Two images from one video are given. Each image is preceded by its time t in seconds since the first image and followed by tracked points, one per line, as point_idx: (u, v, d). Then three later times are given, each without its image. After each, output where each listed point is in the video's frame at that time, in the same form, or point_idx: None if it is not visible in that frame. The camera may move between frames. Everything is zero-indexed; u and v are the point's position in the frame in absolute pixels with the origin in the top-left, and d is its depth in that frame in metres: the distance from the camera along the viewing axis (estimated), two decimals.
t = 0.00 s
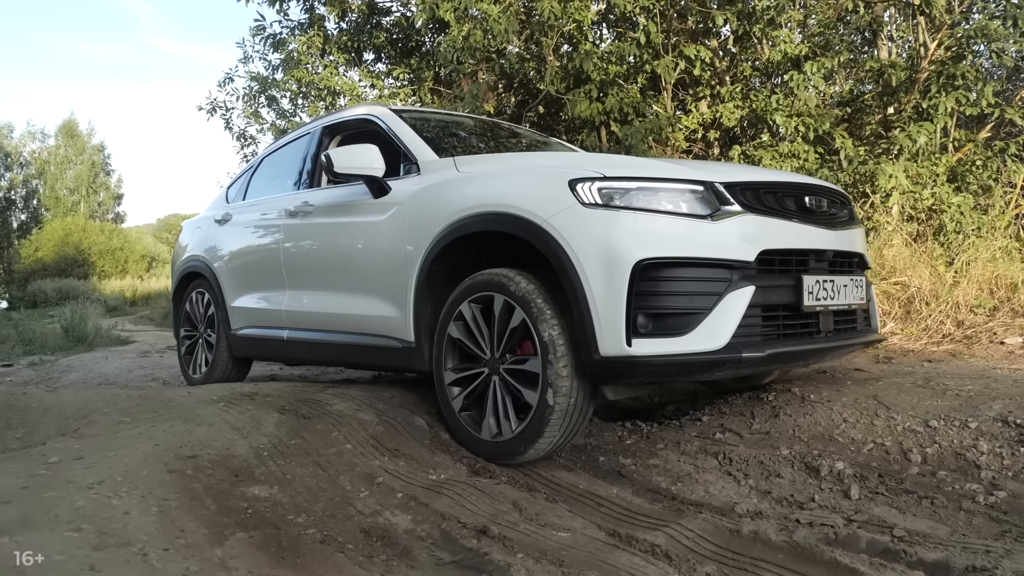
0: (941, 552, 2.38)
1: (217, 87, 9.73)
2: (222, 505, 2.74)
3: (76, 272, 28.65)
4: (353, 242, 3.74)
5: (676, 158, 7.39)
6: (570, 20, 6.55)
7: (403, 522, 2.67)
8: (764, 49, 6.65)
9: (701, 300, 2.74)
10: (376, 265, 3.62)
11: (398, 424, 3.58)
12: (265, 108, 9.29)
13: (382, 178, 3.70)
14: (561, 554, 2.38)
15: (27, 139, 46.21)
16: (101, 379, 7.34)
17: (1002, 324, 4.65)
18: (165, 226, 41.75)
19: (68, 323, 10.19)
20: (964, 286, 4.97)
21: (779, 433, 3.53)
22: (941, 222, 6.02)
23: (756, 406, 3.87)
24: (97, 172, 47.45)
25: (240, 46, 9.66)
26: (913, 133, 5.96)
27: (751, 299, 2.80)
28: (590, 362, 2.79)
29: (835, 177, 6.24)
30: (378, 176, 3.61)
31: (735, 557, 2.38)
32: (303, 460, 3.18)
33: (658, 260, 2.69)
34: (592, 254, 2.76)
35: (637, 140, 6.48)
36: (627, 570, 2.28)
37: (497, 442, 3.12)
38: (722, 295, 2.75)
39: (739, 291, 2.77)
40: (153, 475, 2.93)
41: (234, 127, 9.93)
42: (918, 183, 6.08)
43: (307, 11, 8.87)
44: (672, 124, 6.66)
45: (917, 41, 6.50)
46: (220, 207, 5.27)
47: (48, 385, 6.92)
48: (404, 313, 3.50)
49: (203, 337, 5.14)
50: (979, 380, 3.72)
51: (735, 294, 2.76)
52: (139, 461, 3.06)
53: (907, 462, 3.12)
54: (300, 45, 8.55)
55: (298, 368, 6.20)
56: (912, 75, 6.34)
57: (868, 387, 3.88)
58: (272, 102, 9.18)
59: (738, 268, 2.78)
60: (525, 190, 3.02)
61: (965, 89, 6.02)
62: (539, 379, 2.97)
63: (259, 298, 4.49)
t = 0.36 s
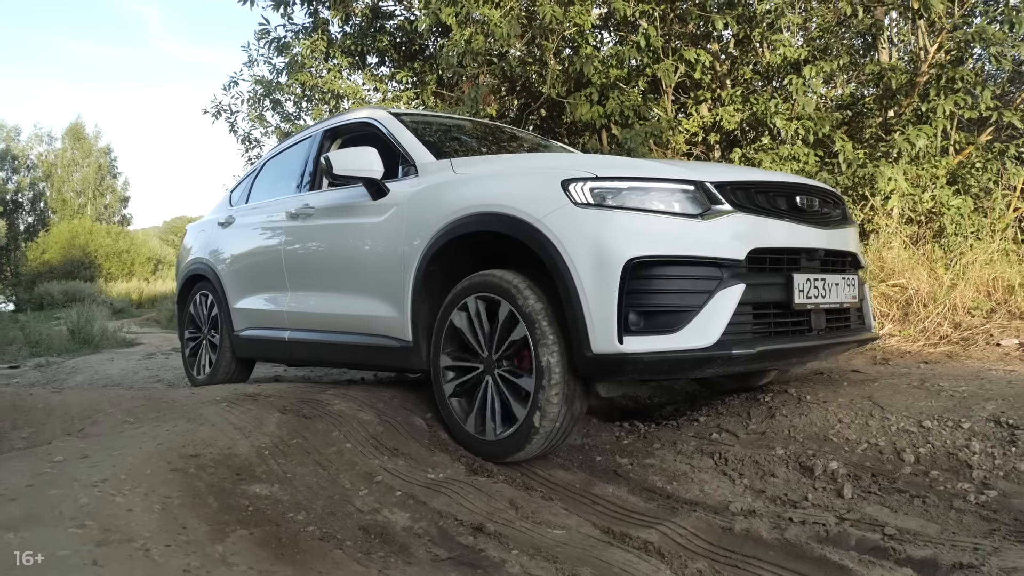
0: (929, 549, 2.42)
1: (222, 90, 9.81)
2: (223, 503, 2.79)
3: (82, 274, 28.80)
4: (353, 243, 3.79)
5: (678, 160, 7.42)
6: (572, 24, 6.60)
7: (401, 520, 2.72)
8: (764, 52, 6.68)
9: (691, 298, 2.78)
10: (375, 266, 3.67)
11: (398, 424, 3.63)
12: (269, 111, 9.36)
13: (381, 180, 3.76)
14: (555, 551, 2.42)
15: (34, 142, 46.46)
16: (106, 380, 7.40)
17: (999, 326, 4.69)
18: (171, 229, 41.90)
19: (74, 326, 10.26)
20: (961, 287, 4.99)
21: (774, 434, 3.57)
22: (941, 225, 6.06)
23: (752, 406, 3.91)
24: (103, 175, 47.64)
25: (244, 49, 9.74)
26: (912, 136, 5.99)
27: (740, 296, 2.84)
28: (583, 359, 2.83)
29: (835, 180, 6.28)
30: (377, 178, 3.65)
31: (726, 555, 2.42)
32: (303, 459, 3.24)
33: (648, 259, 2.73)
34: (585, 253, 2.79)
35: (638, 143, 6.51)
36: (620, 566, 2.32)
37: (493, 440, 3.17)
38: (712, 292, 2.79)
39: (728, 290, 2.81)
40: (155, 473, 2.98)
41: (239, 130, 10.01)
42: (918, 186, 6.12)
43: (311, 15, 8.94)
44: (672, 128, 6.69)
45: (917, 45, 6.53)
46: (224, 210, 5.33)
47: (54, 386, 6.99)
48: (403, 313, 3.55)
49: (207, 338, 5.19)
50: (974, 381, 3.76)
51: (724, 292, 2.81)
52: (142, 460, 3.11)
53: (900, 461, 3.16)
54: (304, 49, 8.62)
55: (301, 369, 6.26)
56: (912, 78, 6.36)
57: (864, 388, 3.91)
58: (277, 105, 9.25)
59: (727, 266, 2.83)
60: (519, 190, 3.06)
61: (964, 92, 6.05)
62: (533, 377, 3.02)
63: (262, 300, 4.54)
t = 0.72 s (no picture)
0: (919, 548, 2.45)
1: (226, 93, 9.86)
2: (224, 502, 2.83)
3: (86, 276, 28.91)
4: (365, 240, 3.82)
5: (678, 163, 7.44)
6: (572, 28, 6.65)
7: (398, 519, 2.76)
8: (763, 55, 6.70)
9: (710, 291, 2.78)
10: (387, 264, 3.69)
11: (397, 425, 3.67)
12: (272, 114, 9.42)
13: (393, 177, 3.79)
14: (550, 550, 2.46)
15: (39, 144, 46.65)
16: (110, 382, 7.46)
17: (995, 328, 4.72)
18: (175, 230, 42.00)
19: (78, 327, 10.31)
20: (957, 290, 5.01)
21: (770, 435, 3.60)
22: (940, 228, 6.12)
23: (749, 407, 3.94)
24: (108, 176, 47.76)
25: (248, 52, 9.79)
26: (910, 140, 6.03)
27: (760, 289, 2.85)
28: (600, 354, 2.83)
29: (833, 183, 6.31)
30: (389, 175, 3.68)
31: (719, 554, 2.45)
32: (303, 459, 3.28)
33: (667, 251, 2.72)
34: (602, 246, 2.79)
35: (637, 146, 6.55)
36: (612, 565, 2.35)
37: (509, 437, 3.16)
38: (732, 285, 2.80)
39: (749, 282, 2.81)
40: (157, 473, 3.03)
41: (242, 132, 10.06)
42: (916, 189, 6.16)
43: (314, 18, 8.99)
44: (672, 131, 6.70)
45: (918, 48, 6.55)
46: (234, 211, 5.37)
47: (58, 387, 7.05)
48: (416, 309, 3.56)
49: (218, 337, 5.23)
50: (968, 384, 3.79)
51: (745, 285, 2.81)
52: (144, 460, 3.16)
53: (893, 462, 3.19)
54: (306, 52, 8.67)
55: (304, 370, 6.31)
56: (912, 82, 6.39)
57: (859, 390, 3.95)
58: (280, 108, 9.31)
59: (748, 258, 2.83)
60: (533, 184, 3.07)
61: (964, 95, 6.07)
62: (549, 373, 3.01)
63: (273, 299, 4.58)
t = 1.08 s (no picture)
0: (902, 549, 2.49)
1: (226, 96, 9.89)
2: (220, 504, 2.88)
3: (88, 278, 29.01)
4: (384, 233, 3.58)
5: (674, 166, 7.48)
6: (568, 33, 6.70)
7: (392, 520, 2.80)
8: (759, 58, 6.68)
9: (760, 289, 2.63)
10: (411, 258, 3.45)
11: (392, 427, 3.71)
12: (272, 117, 9.46)
13: (416, 168, 3.55)
14: (540, 550, 2.50)
15: (40, 146, 46.74)
16: (110, 384, 7.51)
17: (986, 331, 4.76)
18: (177, 232, 42.06)
19: (79, 328, 10.37)
20: (949, 294, 5.12)
21: (761, 437, 3.64)
22: (935, 231, 6.16)
23: (741, 410, 3.97)
24: (109, 178, 47.83)
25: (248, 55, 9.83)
26: (904, 143, 6.07)
27: (812, 287, 2.69)
28: (643, 355, 2.68)
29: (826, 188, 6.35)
30: (412, 167, 3.43)
31: (706, 554, 2.50)
32: (299, 461, 3.32)
33: (715, 247, 2.58)
34: (645, 244, 2.63)
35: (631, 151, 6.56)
36: (601, 565, 2.39)
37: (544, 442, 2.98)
38: (782, 283, 2.64)
39: (800, 280, 2.66)
40: (155, 475, 3.07)
41: (242, 135, 10.11)
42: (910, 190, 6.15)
43: (313, 22, 9.04)
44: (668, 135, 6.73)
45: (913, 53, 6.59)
46: (245, 205, 5.09)
47: (58, 388, 7.10)
48: (443, 307, 3.34)
49: (230, 337, 5.01)
50: (957, 386, 3.82)
51: (796, 282, 2.65)
52: (142, 462, 3.20)
53: (882, 465, 3.23)
54: (305, 56, 8.71)
55: (303, 373, 6.35)
56: (907, 86, 6.43)
57: (850, 392, 3.98)
58: (279, 111, 9.35)
59: (798, 256, 2.67)
60: (568, 177, 2.90)
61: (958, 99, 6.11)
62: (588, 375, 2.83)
63: (288, 296, 4.31)
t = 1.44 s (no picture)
0: (877, 551, 2.55)
1: (223, 100, 9.95)
2: (212, 507, 2.94)
3: (86, 280, 29.07)
4: (378, 257, 3.59)
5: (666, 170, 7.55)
6: (560, 40, 6.77)
7: (380, 524, 2.86)
8: (750, 64, 6.77)
9: (752, 335, 2.61)
10: (403, 283, 3.48)
11: (383, 431, 3.77)
12: (269, 121, 9.51)
13: (405, 191, 3.55)
14: (523, 553, 2.56)
15: (39, 149, 46.78)
16: (107, 387, 7.57)
17: (971, 335, 4.83)
18: (175, 234, 42.07)
19: (78, 331, 10.42)
20: (935, 298, 5.23)
21: (745, 441, 3.69)
22: (926, 235, 6.29)
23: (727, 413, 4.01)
24: (108, 180, 47.84)
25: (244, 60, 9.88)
26: (891, 150, 6.14)
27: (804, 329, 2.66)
28: (634, 402, 2.71)
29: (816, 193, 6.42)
30: (400, 189, 3.44)
31: (686, 557, 2.56)
32: (290, 465, 3.38)
33: (706, 296, 2.57)
34: (634, 289, 2.64)
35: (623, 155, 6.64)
36: (583, 567, 2.45)
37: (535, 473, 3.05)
38: (775, 328, 2.62)
39: (793, 324, 2.63)
40: (148, 479, 3.13)
41: (238, 139, 10.17)
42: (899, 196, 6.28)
43: (309, 27, 9.09)
44: (660, 139, 6.81)
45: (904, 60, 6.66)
46: (234, 208, 5.09)
47: (55, 392, 7.16)
48: (435, 338, 3.39)
49: (224, 342, 5.06)
50: (939, 391, 3.88)
51: (788, 327, 2.63)
52: (136, 466, 3.26)
53: (863, 468, 3.29)
54: (301, 61, 8.79)
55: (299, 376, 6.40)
56: (898, 92, 6.49)
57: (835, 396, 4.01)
58: (276, 115, 9.41)
59: (790, 298, 2.64)
60: (558, 215, 2.89)
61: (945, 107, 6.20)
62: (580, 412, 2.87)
63: (281, 308, 4.35)
